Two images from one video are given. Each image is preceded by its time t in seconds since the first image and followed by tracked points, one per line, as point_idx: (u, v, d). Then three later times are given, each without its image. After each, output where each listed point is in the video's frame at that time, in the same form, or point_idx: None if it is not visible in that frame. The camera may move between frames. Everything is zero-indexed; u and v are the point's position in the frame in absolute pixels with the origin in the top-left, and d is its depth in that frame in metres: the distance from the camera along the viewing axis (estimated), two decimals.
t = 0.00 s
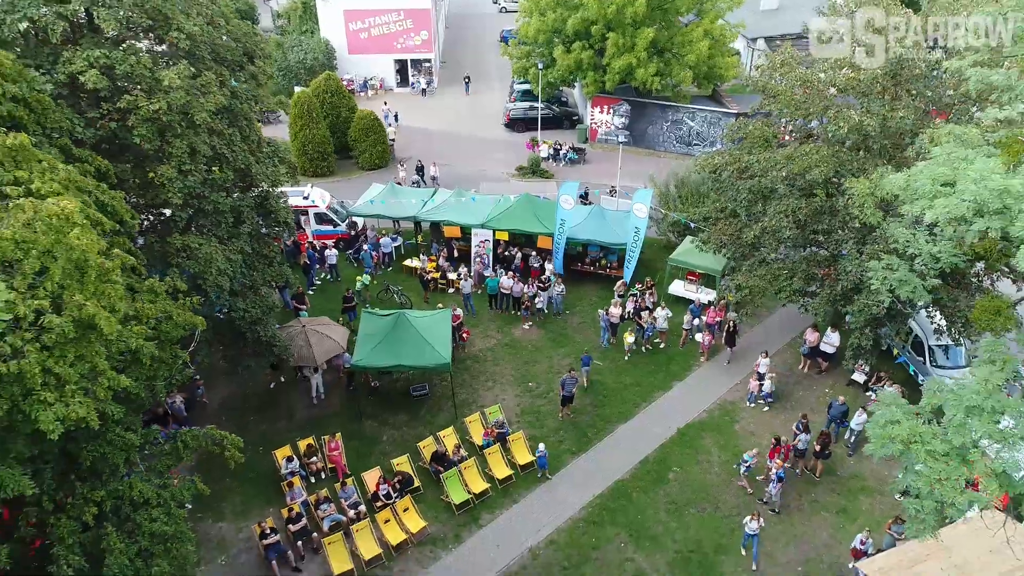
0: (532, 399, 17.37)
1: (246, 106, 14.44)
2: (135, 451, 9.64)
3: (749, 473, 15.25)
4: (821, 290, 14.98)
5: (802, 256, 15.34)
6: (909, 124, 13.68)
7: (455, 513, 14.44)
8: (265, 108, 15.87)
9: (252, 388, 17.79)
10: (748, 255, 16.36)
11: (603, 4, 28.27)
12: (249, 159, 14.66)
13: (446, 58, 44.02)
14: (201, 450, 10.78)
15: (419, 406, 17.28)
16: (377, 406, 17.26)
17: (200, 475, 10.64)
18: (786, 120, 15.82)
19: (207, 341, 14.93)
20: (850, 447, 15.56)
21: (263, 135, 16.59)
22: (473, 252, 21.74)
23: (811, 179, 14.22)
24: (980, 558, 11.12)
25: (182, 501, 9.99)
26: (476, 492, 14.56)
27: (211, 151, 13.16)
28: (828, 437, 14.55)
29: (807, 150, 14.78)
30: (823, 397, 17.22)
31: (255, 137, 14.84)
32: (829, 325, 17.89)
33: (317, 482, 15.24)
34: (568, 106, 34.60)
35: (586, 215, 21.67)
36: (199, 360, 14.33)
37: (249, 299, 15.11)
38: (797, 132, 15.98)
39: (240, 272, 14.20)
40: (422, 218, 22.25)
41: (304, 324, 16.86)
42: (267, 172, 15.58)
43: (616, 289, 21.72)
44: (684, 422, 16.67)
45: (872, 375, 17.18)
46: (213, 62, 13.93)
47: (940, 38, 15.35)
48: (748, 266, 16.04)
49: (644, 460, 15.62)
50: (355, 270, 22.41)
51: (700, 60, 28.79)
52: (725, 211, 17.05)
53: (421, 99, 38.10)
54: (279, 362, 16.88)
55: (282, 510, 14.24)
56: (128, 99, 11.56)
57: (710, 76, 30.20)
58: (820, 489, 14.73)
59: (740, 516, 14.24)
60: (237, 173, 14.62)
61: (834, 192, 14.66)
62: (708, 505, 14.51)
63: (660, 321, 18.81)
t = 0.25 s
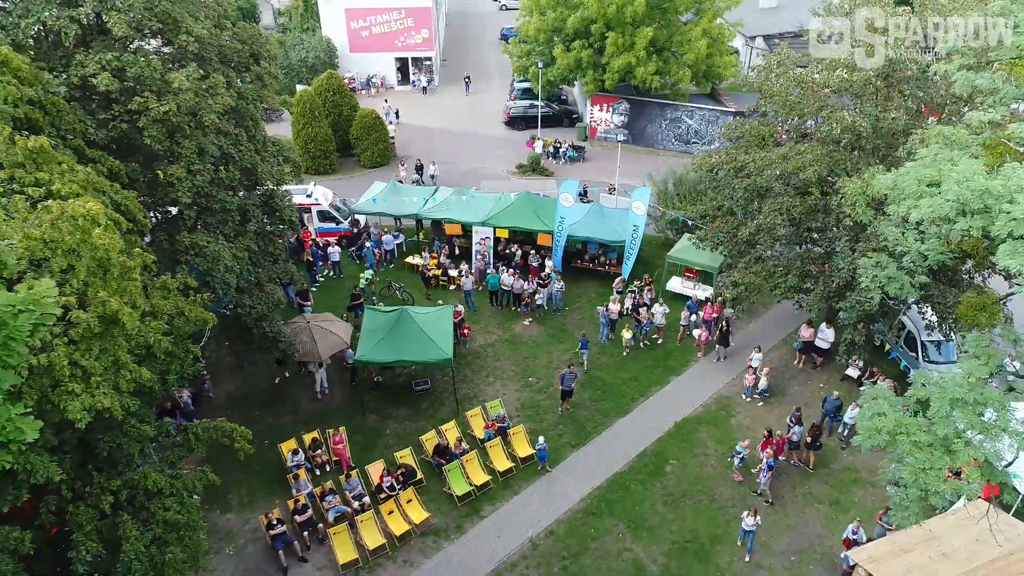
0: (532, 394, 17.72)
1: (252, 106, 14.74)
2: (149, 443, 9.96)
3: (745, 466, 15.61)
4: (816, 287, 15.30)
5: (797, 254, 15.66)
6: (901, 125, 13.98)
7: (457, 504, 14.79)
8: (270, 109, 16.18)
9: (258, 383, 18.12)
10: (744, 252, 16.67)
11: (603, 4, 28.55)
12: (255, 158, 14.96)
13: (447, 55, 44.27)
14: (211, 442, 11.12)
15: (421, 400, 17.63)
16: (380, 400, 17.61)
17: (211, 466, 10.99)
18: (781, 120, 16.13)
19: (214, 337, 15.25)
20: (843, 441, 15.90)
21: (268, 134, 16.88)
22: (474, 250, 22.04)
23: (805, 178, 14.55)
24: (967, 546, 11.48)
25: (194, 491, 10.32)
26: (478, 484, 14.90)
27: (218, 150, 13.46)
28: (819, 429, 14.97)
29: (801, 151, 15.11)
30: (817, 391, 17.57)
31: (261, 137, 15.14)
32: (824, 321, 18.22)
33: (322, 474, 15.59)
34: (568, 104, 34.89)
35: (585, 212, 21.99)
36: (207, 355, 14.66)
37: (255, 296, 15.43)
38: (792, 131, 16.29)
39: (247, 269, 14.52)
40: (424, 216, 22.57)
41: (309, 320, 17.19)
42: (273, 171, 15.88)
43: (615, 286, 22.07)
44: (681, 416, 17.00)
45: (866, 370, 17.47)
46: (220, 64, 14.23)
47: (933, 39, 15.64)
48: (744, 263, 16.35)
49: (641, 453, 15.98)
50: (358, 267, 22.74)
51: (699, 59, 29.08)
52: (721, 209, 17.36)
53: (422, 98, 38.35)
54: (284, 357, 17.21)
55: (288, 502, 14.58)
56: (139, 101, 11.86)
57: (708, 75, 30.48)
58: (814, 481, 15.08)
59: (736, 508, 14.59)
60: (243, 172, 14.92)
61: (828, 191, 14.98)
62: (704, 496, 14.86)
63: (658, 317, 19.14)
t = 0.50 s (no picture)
0: (532, 388, 18.11)
1: (259, 107, 15.09)
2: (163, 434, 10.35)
3: (739, 458, 16.01)
4: (809, 284, 15.67)
5: (791, 251, 16.02)
6: (893, 126, 14.33)
7: (459, 496, 15.18)
8: (277, 109, 16.52)
9: (263, 377, 18.51)
10: (740, 250, 17.02)
11: (602, 4, 28.88)
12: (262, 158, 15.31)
13: (448, 54, 44.57)
14: (222, 434, 11.51)
15: (424, 394, 18.01)
16: (384, 394, 18.00)
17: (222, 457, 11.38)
18: (777, 121, 16.48)
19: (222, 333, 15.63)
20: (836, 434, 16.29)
21: (275, 133, 17.22)
22: (475, 247, 22.38)
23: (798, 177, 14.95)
24: (954, 535, 11.88)
25: (207, 481, 10.70)
26: (479, 476, 15.30)
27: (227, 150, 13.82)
28: (809, 422, 15.47)
29: (795, 151, 15.47)
30: (811, 386, 17.96)
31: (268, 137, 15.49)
32: (819, 317, 18.59)
33: (328, 467, 15.98)
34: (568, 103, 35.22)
35: (584, 210, 22.34)
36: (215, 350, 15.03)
37: (262, 293, 15.79)
38: (787, 132, 16.64)
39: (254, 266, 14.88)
40: (426, 214, 22.93)
41: (314, 316, 17.56)
42: (279, 170, 16.22)
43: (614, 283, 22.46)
44: (678, 410, 17.39)
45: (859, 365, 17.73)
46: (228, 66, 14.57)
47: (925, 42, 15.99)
48: (740, 261, 16.72)
49: (639, 445, 16.37)
50: (361, 264, 23.12)
51: (697, 58, 29.44)
52: (718, 208, 17.71)
53: (423, 96, 38.67)
54: (290, 352, 17.59)
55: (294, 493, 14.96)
56: (151, 103, 12.22)
57: (707, 74, 30.81)
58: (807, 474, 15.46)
59: (731, 499, 14.98)
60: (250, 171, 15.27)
61: (822, 190, 15.33)
62: (700, 488, 15.26)
63: (656, 313, 19.49)
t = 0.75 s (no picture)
0: (532, 386, 18.43)
1: (265, 111, 15.39)
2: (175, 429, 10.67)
3: (736, 455, 16.33)
4: (804, 284, 15.98)
5: (787, 252, 16.32)
6: (885, 130, 14.65)
7: (461, 491, 15.51)
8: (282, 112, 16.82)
9: (268, 376, 18.83)
10: (737, 250, 17.31)
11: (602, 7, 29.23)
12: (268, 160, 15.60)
13: (448, 55, 44.87)
14: (232, 430, 11.83)
15: (426, 392, 18.34)
16: (387, 392, 18.31)
17: (232, 453, 11.70)
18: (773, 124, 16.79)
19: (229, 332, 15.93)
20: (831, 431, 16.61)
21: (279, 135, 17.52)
22: (476, 247, 22.70)
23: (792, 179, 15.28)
24: (943, 528, 12.20)
25: (217, 475, 11.01)
26: (481, 472, 15.62)
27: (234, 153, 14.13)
28: (804, 418, 15.82)
29: (790, 154, 15.78)
30: (807, 384, 18.28)
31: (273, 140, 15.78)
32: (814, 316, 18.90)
33: (332, 463, 16.29)
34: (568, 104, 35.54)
35: (584, 211, 22.66)
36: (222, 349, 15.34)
37: (268, 293, 16.10)
38: (783, 135, 16.95)
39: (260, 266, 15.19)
40: (428, 215, 23.23)
41: (318, 315, 17.87)
42: (284, 172, 16.52)
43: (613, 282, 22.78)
44: (675, 407, 17.70)
45: (854, 364, 17.82)
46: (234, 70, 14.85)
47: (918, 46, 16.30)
48: (736, 261, 17.02)
49: (637, 442, 16.69)
50: (364, 264, 23.44)
51: (696, 60, 29.75)
52: (714, 209, 18.01)
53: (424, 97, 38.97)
54: (294, 351, 17.91)
55: (300, 489, 15.29)
56: (161, 108, 12.53)
57: (705, 76, 31.14)
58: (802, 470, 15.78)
59: (727, 494, 15.30)
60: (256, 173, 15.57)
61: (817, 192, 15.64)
62: (697, 483, 15.58)
63: (654, 313, 19.83)
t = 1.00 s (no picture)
0: (533, 384, 18.76)
1: (271, 114, 15.71)
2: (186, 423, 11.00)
3: (733, 451, 16.65)
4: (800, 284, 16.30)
5: (783, 252, 16.63)
6: (878, 133, 14.99)
7: (463, 487, 15.84)
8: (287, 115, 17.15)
9: (273, 374, 19.14)
10: (734, 251, 17.62)
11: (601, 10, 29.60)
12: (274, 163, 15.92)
13: (449, 56, 45.19)
14: (241, 426, 12.16)
15: (429, 390, 18.65)
16: (390, 390, 18.64)
17: (241, 448, 12.03)
18: (769, 127, 17.13)
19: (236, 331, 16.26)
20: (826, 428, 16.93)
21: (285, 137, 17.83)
22: (478, 248, 23.14)
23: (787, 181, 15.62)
24: (934, 522, 12.51)
25: (227, 470, 11.34)
26: (482, 468, 15.94)
27: (242, 157, 14.51)
28: (803, 415, 16.24)
29: (784, 157, 16.12)
30: (803, 382, 18.60)
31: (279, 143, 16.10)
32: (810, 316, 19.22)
33: (337, 460, 16.62)
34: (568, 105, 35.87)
35: (584, 212, 22.99)
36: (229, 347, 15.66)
37: (273, 292, 16.42)
38: (779, 137, 17.27)
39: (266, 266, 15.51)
40: (429, 216, 23.55)
41: (322, 315, 18.20)
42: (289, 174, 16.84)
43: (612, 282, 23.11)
44: (673, 405, 18.02)
45: (849, 362, 18.19)
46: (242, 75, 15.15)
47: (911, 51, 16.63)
48: (734, 261, 17.34)
49: (636, 439, 17.02)
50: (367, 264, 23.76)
51: (694, 63, 30.09)
52: (711, 211, 18.32)
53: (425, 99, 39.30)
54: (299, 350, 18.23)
55: (305, 485, 15.61)
56: (172, 112, 12.85)
57: (703, 78, 31.47)
58: (797, 467, 16.11)
59: (724, 490, 15.62)
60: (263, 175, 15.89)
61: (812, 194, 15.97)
62: (695, 479, 15.90)
63: (652, 312, 20.17)
